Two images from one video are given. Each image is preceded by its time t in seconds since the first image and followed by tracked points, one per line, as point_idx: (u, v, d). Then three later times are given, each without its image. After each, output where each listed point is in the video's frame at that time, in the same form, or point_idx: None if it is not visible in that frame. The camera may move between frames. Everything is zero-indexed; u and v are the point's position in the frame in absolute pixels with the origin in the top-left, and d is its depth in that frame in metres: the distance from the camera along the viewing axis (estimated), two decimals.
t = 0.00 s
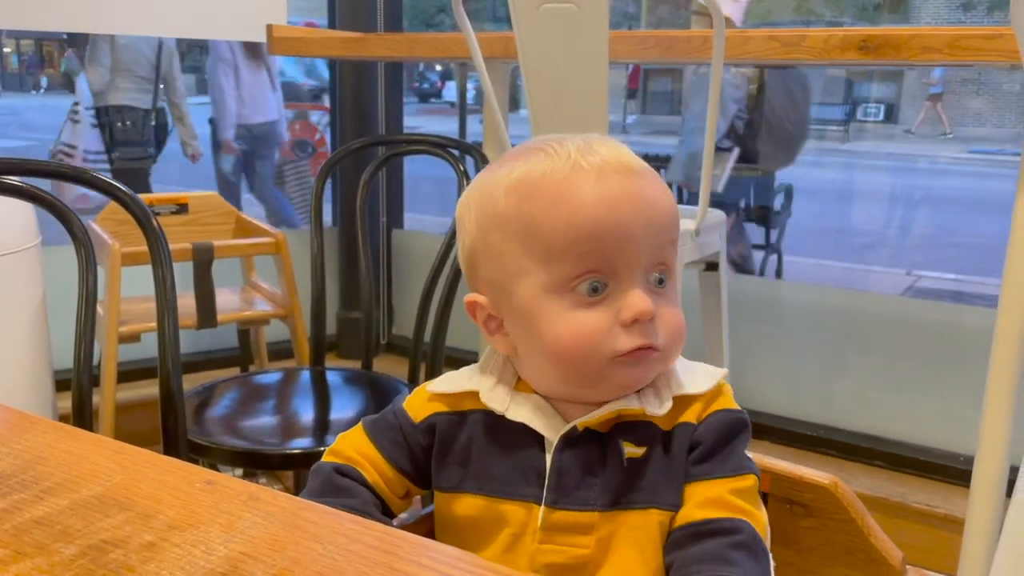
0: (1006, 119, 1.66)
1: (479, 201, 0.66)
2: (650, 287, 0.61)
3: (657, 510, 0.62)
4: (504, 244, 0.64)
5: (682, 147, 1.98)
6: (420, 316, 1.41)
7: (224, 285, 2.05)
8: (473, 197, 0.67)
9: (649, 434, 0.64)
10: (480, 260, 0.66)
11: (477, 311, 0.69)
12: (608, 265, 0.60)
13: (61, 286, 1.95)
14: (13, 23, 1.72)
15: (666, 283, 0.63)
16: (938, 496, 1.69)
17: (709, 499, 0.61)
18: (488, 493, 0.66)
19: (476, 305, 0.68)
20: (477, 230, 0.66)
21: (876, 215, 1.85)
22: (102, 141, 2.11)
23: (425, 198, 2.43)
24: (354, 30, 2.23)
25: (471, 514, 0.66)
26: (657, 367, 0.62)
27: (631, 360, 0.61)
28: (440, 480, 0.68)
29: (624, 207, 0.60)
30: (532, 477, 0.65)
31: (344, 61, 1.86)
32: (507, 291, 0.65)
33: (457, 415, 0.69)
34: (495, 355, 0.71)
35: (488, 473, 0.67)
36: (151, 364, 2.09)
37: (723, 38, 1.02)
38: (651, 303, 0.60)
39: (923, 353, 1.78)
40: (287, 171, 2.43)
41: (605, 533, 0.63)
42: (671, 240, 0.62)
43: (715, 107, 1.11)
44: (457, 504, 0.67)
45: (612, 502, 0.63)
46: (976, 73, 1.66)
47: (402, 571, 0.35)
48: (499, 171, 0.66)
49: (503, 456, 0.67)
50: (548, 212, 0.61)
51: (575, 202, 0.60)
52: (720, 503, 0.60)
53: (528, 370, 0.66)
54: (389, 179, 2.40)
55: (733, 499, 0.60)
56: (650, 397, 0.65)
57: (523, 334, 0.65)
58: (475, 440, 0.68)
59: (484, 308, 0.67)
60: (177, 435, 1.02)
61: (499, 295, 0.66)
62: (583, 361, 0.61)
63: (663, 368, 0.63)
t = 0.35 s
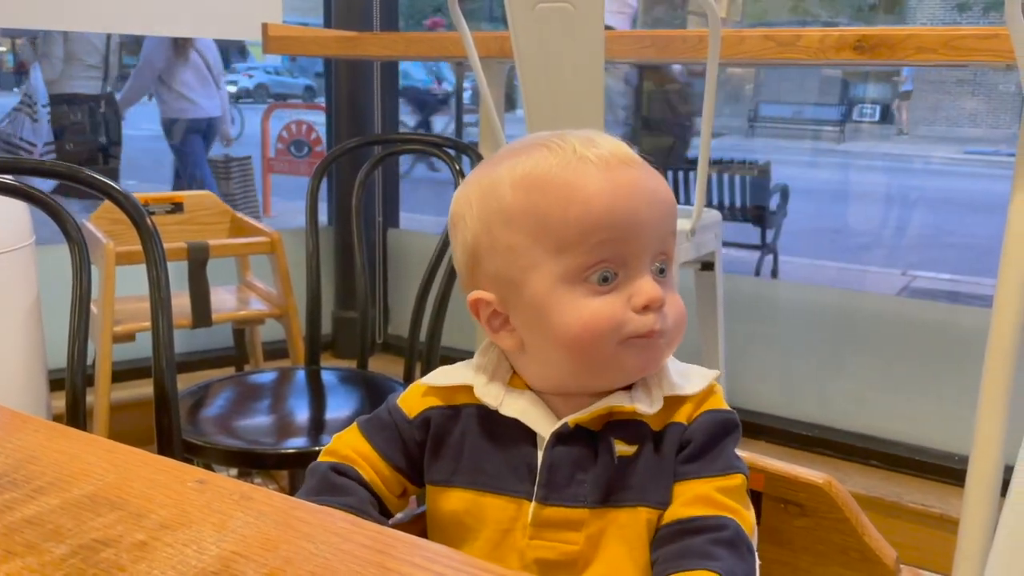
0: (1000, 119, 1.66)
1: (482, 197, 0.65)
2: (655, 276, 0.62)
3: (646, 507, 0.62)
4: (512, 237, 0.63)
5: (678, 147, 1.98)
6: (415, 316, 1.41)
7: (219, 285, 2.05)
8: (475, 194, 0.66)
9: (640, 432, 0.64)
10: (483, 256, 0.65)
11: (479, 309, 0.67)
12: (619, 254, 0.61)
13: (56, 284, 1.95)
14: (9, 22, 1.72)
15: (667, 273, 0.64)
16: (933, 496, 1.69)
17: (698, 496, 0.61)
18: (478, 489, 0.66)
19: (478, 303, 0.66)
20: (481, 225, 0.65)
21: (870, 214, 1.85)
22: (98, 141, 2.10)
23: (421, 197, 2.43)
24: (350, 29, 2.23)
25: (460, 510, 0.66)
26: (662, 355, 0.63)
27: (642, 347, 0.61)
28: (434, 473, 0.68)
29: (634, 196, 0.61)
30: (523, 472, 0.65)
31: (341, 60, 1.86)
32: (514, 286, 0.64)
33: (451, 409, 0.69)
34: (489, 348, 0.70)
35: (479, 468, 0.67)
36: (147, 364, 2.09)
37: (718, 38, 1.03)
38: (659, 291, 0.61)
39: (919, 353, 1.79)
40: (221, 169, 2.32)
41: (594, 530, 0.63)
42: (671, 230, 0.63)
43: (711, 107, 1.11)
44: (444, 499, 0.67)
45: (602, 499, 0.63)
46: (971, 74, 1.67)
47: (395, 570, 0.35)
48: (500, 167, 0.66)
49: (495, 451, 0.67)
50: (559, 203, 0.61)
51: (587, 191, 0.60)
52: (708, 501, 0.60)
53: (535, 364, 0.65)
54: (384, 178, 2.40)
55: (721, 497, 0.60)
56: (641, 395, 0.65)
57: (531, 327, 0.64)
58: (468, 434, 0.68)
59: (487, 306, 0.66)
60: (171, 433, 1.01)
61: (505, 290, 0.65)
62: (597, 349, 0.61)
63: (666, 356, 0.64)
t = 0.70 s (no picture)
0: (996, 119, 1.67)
1: (506, 192, 0.65)
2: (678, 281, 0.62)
3: (660, 514, 0.62)
4: (535, 234, 0.63)
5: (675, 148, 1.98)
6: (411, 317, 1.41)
7: (215, 284, 2.04)
8: (498, 188, 0.65)
9: (655, 437, 0.64)
10: (503, 252, 0.65)
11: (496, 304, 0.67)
12: (643, 257, 0.60)
13: (51, 283, 1.94)
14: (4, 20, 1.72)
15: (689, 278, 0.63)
16: (929, 495, 1.69)
17: (714, 506, 0.61)
18: (489, 491, 0.66)
19: (495, 300, 0.66)
20: (503, 220, 0.65)
21: (866, 213, 1.85)
22: (94, 140, 2.09)
23: (418, 197, 2.43)
24: (347, 28, 2.23)
25: (470, 512, 0.66)
26: (683, 359, 0.63)
27: (663, 351, 0.61)
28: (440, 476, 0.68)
29: (661, 199, 0.60)
30: (533, 474, 0.65)
31: (338, 58, 1.86)
32: (534, 283, 0.64)
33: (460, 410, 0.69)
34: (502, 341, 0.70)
35: (490, 470, 0.66)
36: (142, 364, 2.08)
37: (715, 37, 1.03)
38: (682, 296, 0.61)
39: (915, 352, 1.79)
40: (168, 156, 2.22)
41: (606, 533, 0.63)
42: (696, 235, 0.63)
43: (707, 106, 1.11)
44: (454, 501, 0.67)
45: (616, 502, 0.63)
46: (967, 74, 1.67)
47: (389, 570, 0.35)
48: (525, 162, 0.65)
49: (504, 455, 0.66)
50: (584, 204, 0.61)
51: (613, 192, 0.60)
52: (725, 511, 0.61)
53: (551, 363, 0.65)
54: (381, 177, 2.40)
55: (740, 508, 0.61)
56: (656, 401, 0.64)
57: (551, 325, 0.64)
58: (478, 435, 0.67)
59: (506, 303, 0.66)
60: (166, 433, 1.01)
61: (524, 287, 0.65)
62: (618, 351, 0.61)
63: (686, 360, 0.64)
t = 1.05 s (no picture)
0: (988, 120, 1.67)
1: (516, 179, 0.64)
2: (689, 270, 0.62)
3: (684, 496, 0.63)
4: (546, 225, 0.62)
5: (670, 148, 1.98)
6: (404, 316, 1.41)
7: (209, 282, 2.04)
8: (508, 174, 0.65)
9: (676, 419, 0.64)
10: (513, 239, 0.65)
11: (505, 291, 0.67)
12: (655, 249, 0.60)
13: (44, 281, 1.94)
14: None
15: (698, 266, 0.63)
16: (923, 494, 1.70)
17: (731, 490, 0.62)
18: (510, 479, 0.64)
19: (505, 287, 0.66)
20: (513, 208, 0.64)
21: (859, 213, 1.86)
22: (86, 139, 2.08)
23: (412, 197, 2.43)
24: (342, 27, 2.23)
25: (491, 502, 0.64)
26: (692, 347, 0.63)
27: (673, 341, 0.62)
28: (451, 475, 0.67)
29: (673, 190, 0.60)
30: (556, 459, 0.64)
31: (333, 57, 1.85)
32: (545, 272, 0.64)
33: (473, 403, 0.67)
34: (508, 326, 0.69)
35: (511, 457, 0.65)
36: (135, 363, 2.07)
37: (711, 36, 1.03)
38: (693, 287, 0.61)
39: (909, 352, 1.79)
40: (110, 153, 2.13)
41: (633, 514, 0.62)
42: (707, 223, 0.63)
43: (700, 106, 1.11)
44: (474, 492, 0.65)
45: (639, 484, 0.63)
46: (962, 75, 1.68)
47: (382, 568, 0.35)
48: (535, 147, 0.65)
49: (527, 441, 0.65)
50: (596, 195, 0.60)
51: (625, 184, 0.60)
52: (741, 496, 0.61)
53: (561, 350, 0.65)
54: (375, 176, 2.39)
55: (756, 492, 0.62)
56: (675, 380, 0.65)
57: (561, 314, 0.64)
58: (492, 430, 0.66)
59: (516, 290, 0.66)
60: (159, 432, 1.01)
61: (535, 276, 0.64)
62: (630, 340, 0.61)
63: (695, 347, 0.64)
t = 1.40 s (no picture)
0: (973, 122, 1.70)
1: (494, 188, 0.63)
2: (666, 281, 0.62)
3: (674, 493, 0.63)
4: (522, 238, 0.62)
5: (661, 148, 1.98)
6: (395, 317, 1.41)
7: (199, 282, 2.03)
8: (486, 183, 0.64)
9: (660, 419, 0.65)
10: (491, 248, 0.65)
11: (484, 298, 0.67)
12: (632, 262, 0.60)
13: (33, 282, 1.93)
14: None
15: (676, 273, 0.63)
16: (913, 494, 1.70)
17: (733, 504, 0.62)
18: (494, 477, 0.64)
19: (484, 294, 0.66)
20: (491, 218, 0.64)
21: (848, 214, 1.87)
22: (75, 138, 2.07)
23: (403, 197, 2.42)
24: (332, 26, 2.23)
25: (474, 502, 0.64)
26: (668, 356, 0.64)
27: (649, 353, 0.62)
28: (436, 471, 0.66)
29: (650, 204, 0.60)
30: (541, 456, 0.64)
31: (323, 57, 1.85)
32: (522, 282, 0.64)
33: (458, 401, 0.67)
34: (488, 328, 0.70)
35: (495, 455, 0.65)
36: (125, 364, 2.06)
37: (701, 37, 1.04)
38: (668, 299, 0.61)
39: (898, 352, 1.80)
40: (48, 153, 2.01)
41: (619, 509, 0.62)
42: (685, 231, 0.63)
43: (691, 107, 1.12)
44: (456, 492, 0.65)
45: (625, 479, 0.63)
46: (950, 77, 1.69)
47: (374, 568, 0.35)
48: (513, 155, 0.64)
49: (510, 438, 0.65)
50: (572, 210, 0.60)
51: (601, 199, 0.59)
52: (747, 514, 0.61)
53: (538, 357, 0.66)
54: (366, 175, 2.39)
55: (761, 512, 0.61)
56: (655, 379, 0.65)
57: (538, 324, 0.64)
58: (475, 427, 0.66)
59: (494, 297, 0.66)
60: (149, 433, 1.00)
61: (513, 285, 0.64)
62: (604, 353, 0.62)
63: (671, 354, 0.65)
